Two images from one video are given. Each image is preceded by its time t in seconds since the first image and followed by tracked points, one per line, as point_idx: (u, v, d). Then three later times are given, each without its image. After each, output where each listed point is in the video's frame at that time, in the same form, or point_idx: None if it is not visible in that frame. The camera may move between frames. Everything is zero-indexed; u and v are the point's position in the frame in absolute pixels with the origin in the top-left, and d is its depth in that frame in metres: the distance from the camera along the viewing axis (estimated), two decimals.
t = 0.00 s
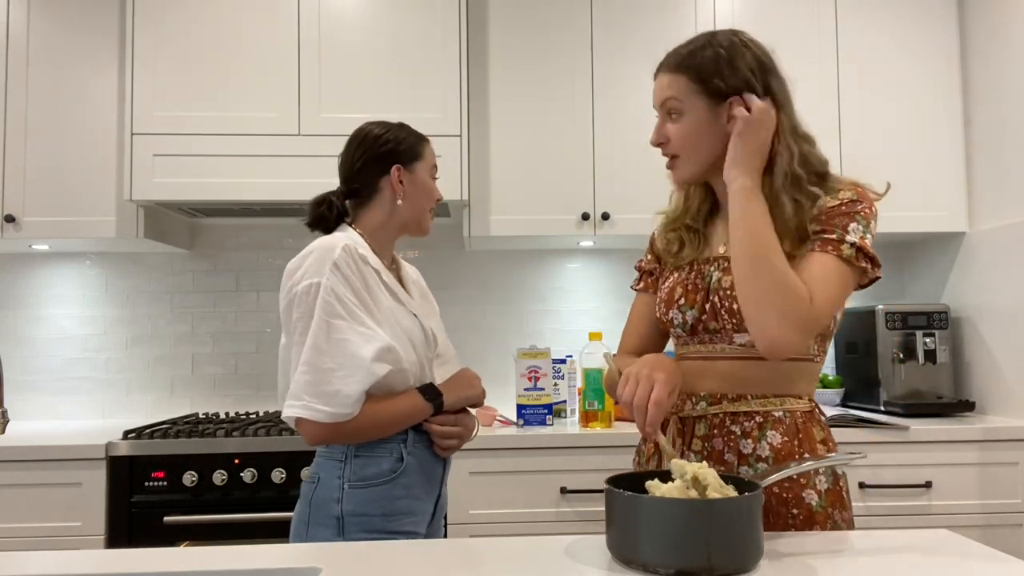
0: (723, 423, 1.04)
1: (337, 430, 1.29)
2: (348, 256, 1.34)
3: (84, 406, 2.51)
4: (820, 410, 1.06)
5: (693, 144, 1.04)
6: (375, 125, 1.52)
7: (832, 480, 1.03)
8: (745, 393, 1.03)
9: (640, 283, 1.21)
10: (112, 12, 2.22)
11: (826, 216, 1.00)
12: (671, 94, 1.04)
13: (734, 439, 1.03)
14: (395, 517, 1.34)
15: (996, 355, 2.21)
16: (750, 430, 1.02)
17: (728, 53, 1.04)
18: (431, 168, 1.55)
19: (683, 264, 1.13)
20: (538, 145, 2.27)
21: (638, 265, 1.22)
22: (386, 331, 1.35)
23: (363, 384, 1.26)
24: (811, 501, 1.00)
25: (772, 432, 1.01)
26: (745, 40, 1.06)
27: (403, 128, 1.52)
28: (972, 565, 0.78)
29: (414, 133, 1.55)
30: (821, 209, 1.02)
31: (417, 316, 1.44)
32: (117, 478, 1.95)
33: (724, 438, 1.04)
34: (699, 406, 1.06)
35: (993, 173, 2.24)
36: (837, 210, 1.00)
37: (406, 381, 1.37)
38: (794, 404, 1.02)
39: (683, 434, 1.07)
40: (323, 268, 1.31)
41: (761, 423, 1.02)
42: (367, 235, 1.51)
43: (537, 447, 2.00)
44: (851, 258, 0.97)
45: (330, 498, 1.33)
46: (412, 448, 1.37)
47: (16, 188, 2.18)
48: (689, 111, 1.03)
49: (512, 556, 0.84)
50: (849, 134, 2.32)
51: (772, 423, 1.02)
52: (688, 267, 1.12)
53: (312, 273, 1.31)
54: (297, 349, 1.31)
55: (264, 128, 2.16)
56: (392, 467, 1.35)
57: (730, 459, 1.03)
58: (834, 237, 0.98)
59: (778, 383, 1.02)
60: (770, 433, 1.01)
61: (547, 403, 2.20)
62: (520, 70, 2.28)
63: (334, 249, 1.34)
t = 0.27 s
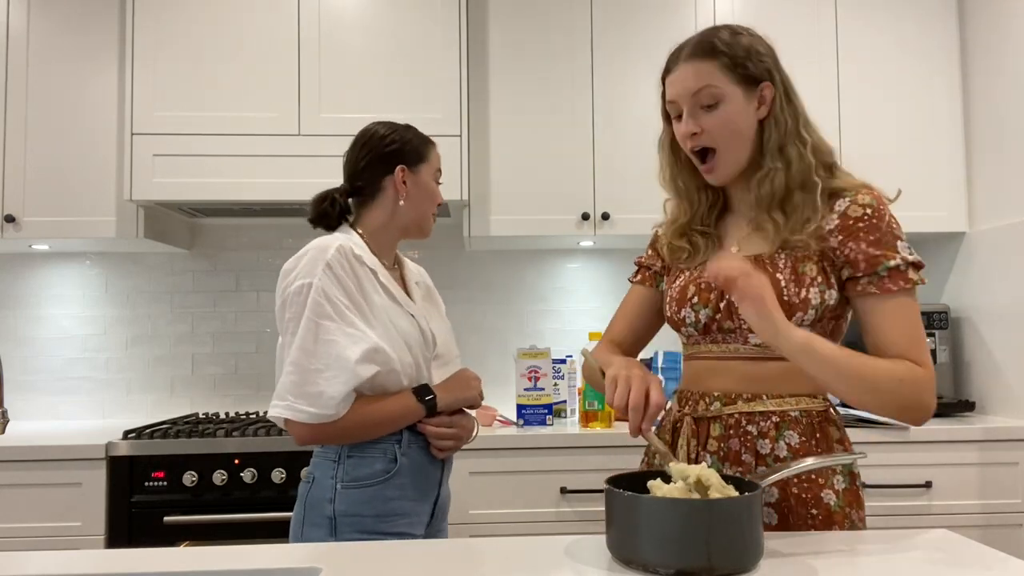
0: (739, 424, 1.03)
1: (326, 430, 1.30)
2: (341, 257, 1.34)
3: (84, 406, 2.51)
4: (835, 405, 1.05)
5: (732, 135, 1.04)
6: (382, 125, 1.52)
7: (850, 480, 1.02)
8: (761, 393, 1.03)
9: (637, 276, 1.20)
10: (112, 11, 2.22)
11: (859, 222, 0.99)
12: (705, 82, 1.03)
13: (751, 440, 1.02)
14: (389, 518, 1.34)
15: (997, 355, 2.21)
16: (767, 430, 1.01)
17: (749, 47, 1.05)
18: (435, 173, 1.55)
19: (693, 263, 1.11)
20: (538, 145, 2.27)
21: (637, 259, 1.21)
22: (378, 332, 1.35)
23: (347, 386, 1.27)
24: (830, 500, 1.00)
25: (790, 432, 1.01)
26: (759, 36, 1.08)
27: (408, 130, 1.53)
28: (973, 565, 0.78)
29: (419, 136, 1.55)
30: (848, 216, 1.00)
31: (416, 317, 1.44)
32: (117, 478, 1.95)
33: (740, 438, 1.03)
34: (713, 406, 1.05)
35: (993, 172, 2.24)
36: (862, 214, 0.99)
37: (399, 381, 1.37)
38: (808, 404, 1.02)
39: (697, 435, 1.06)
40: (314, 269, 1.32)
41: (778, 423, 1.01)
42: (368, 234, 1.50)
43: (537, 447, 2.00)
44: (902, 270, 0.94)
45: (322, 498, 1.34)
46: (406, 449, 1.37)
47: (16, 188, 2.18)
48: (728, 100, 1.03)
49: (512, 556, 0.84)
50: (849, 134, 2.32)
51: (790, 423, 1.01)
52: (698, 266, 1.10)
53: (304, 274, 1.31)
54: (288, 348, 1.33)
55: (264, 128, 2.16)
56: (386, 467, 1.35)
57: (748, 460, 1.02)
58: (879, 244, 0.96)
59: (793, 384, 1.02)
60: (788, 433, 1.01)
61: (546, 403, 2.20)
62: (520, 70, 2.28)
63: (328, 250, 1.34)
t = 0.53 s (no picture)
0: (752, 426, 1.03)
1: (321, 427, 1.30)
2: (344, 256, 1.34)
3: (84, 406, 2.51)
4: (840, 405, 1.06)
5: (749, 133, 1.03)
6: (394, 125, 1.52)
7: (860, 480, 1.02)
8: (774, 393, 1.04)
9: (628, 269, 1.20)
10: (112, 11, 2.22)
11: (874, 219, 1.01)
12: (728, 79, 1.02)
13: (765, 442, 1.02)
14: (385, 518, 1.33)
15: (997, 355, 2.21)
16: (781, 432, 1.01)
17: (766, 42, 1.06)
18: (443, 177, 1.55)
19: (704, 261, 1.11)
20: (538, 145, 2.27)
21: (628, 252, 1.21)
22: (380, 332, 1.35)
23: (347, 386, 1.27)
24: (843, 501, 1.00)
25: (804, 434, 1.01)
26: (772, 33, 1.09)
27: (419, 133, 1.53)
28: (975, 565, 0.78)
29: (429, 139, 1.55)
30: (862, 213, 1.02)
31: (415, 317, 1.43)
32: (117, 478, 1.95)
33: (755, 440, 1.02)
34: (724, 407, 1.05)
35: (993, 172, 2.24)
36: (876, 211, 1.02)
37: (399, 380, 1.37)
38: (820, 404, 1.03)
39: (708, 437, 1.05)
40: (318, 267, 1.31)
41: (792, 425, 1.01)
42: (372, 233, 1.50)
43: (537, 447, 2.00)
44: (914, 269, 0.97)
45: (319, 498, 1.34)
46: (403, 450, 1.37)
47: (16, 188, 2.18)
48: (749, 96, 1.03)
49: (513, 556, 0.84)
50: (848, 134, 2.32)
51: (803, 425, 1.02)
52: (710, 264, 1.10)
53: (306, 272, 1.31)
54: (289, 345, 1.33)
55: (264, 128, 2.16)
56: (383, 467, 1.35)
57: (762, 462, 1.02)
58: (895, 241, 0.99)
59: (806, 383, 1.04)
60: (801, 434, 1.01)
61: (546, 403, 2.20)
62: (520, 70, 2.28)
63: (331, 248, 1.34)
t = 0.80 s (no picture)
0: (764, 427, 1.03)
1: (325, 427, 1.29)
2: (351, 253, 1.34)
3: (84, 406, 2.51)
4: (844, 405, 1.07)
5: (756, 129, 1.02)
6: (387, 125, 1.53)
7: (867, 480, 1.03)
8: (783, 393, 1.04)
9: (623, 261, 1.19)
10: (113, 11, 2.22)
11: (879, 215, 1.03)
12: (738, 75, 1.01)
13: (778, 443, 1.02)
14: (386, 517, 1.34)
15: (997, 355, 2.21)
16: (794, 433, 1.01)
17: (776, 38, 1.05)
18: (427, 173, 1.50)
19: (709, 255, 1.10)
20: (538, 145, 2.27)
21: (624, 245, 1.20)
22: (386, 328, 1.35)
23: (356, 382, 1.26)
24: (855, 501, 1.00)
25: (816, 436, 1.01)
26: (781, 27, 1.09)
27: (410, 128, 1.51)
28: (975, 565, 0.78)
29: (424, 134, 1.52)
30: (868, 209, 1.04)
31: (415, 313, 1.44)
32: (117, 478, 1.95)
33: (767, 441, 1.02)
34: (733, 407, 1.05)
35: (993, 172, 2.24)
36: (882, 207, 1.03)
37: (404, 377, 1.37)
38: (829, 405, 1.03)
39: (719, 438, 1.05)
40: (324, 264, 1.32)
41: (804, 426, 1.02)
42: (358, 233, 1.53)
43: (537, 447, 2.00)
44: (916, 266, 0.99)
45: (320, 497, 1.33)
46: (405, 448, 1.38)
47: (16, 188, 2.18)
48: (758, 93, 1.02)
49: (513, 556, 0.84)
50: (849, 135, 2.32)
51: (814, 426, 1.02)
52: (716, 259, 1.09)
53: (313, 269, 1.31)
54: (295, 343, 1.32)
55: (264, 128, 2.16)
56: (385, 466, 1.35)
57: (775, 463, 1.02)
58: (898, 238, 1.01)
59: (813, 383, 1.04)
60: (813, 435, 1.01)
61: (547, 403, 2.20)
62: (520, 70, 2.28)
63: (336, 245, 1.34)
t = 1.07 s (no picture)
0: (767, 428, 1.02)
1: (312, 433, 1.30)
2: (324, 261, 1.35)
3: (84, 406, 2.51)
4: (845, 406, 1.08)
5: (764, 127, 1.02)
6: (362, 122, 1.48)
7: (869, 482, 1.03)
8: (786, 394, 1.04)
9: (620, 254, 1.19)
10: (112, 11, 2.22)
11: (882, 216, 1.03)
12: (751, 73, 1.01)
13: (780, 444, 1.02)
14: (375, 516, 1.33)
15: (997, 355, 2.21)
16: (796, 434, 1.01)
17: (788, 37, 1.05)
18: (383, 176, 1.41)
19: (712, 253, 1.10)
20: (538, 145, 2.27)
21: (620, 240, 1.20)
22: (363, 333, 1.34)
23: (323, 390, 1.27)
24: (856, 503, 1.00)
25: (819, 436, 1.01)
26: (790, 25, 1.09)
27: (374, 127, 1.44)
28: (975, 565, 0.78)
29: (391, 131, 1.43)
30: (871, 210, 1.04)
31: (405, 314, 1.42)
32: (117, 478, 1.95)
33: (770, 443, 1.02)
34: (735, 408, 1.05)
35: (993, 172, 2.24)
36: (884, 208, 1.04)
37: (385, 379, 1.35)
38: (831, 406, 1.04)
39: (721, 439, 1.05)
40: (297, 274, 1.33)
41: (807, 427, 1.02)
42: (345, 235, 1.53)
43: (537, 447, 2.00)
44: (918, 268, 1.00)
45: (310, 497, 1.34)
46: (395, 448, 1.37)
47: (16, 188, 2.18)
48: (768, 92, 1.02)
49: (513, 556, 0.84)
50: (849, 135, 2.32)
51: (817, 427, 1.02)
52: (718, 258, 1.09)
53: (288, 280, 1.33)
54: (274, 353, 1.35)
55: (264, 129, 2.16)
56: (374, 466, 1.34)
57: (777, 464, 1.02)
58: (901, 240, 1.01)
59: (816, 383, 1.04)
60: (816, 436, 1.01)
61: (547, 403, 2.20)
62: (520, 70, 2.28)
63: (313, 254, 1.36)
